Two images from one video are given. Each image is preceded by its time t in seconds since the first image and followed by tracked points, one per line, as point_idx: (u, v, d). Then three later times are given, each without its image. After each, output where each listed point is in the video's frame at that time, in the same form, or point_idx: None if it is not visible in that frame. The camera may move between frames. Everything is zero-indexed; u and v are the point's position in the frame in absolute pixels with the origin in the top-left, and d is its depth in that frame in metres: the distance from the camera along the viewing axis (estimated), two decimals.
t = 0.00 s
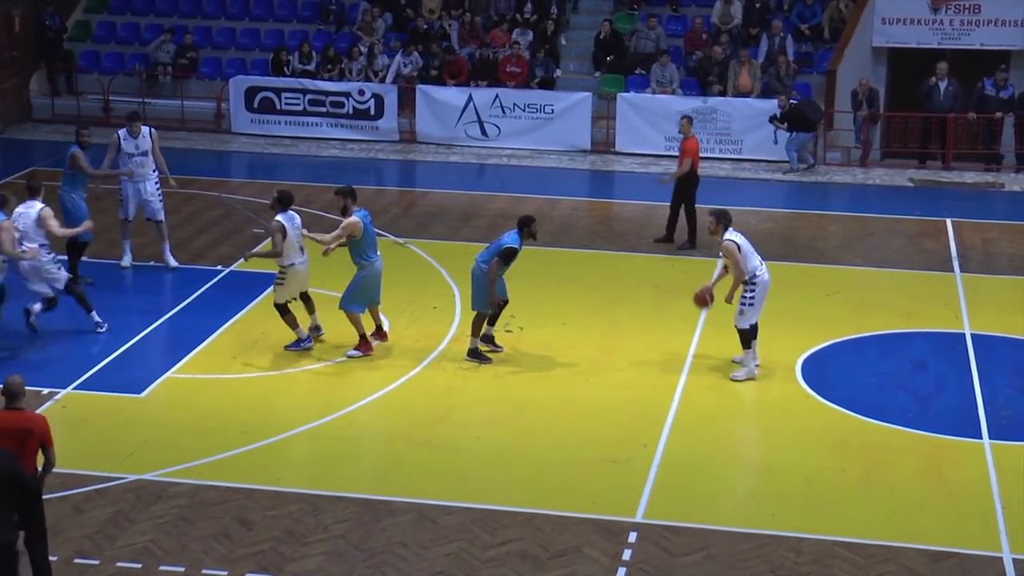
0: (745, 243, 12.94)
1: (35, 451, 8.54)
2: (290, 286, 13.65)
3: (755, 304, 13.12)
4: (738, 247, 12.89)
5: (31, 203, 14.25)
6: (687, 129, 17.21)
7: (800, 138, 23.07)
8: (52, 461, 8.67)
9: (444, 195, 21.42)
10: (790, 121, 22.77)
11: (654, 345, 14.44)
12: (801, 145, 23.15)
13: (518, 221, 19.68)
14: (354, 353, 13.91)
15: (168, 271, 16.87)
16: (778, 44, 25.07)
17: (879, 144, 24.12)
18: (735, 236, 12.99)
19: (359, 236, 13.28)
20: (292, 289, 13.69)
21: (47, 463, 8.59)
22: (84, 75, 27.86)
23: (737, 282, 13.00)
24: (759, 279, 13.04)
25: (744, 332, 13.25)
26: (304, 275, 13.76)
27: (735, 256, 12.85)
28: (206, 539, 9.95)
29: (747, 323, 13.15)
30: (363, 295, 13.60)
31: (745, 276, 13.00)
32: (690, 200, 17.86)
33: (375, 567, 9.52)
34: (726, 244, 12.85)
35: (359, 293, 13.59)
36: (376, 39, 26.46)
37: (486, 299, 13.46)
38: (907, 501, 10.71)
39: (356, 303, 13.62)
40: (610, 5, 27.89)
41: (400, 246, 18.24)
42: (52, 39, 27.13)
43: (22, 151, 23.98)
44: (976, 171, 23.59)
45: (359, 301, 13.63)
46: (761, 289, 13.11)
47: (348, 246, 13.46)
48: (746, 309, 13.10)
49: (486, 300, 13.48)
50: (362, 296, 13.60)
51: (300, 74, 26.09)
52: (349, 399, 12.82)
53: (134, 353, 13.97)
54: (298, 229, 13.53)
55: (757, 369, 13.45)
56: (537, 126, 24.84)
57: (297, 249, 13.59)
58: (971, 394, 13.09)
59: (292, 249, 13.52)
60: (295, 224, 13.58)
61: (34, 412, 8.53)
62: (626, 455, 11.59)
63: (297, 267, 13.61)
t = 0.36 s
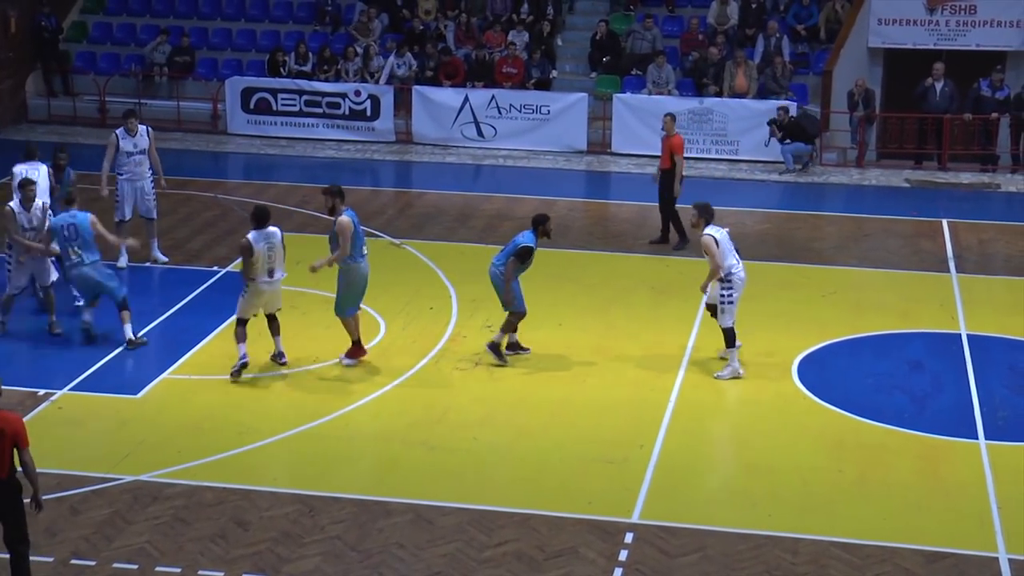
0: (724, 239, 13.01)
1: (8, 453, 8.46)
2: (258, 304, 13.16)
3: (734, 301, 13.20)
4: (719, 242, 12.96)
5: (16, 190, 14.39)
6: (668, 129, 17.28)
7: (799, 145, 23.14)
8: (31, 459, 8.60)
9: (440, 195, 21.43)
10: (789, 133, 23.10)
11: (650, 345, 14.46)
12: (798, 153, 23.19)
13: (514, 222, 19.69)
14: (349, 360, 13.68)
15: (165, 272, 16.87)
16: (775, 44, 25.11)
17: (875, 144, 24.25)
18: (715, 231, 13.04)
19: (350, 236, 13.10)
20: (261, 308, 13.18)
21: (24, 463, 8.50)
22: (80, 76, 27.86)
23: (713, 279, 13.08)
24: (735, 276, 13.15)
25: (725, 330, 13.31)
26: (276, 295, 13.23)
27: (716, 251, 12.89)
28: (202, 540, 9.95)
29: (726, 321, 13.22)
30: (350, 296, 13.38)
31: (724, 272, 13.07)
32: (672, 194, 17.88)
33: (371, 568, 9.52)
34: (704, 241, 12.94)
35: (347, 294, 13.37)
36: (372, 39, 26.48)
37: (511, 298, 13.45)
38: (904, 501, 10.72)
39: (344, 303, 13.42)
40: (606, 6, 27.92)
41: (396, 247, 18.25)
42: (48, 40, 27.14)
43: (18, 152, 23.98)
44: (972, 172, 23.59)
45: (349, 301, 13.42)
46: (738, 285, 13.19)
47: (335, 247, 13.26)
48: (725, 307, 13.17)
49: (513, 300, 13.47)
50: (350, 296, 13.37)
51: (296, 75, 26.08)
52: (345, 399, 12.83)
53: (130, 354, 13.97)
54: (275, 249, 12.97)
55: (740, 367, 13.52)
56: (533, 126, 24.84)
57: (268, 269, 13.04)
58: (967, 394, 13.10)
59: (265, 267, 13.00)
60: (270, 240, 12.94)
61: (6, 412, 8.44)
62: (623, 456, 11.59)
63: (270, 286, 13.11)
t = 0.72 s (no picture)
0: (703, 233, 13.39)
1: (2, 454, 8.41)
2: (226, 314, 12.39)
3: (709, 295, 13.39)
4: (694, 235, 13.36)
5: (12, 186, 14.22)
6: (663, 129, 17.28)
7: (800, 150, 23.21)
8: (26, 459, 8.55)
9: (438, 196, 21.43)
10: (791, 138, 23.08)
11: (648, 345, 14.45)
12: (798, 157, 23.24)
13: (512, 222, 19.69)
14: (346, 399, 12.66)
15: (163, 272, 16.86)
16: (773, 44, 25.04)
17: (873, 144, 24.21)
18: (696, 224, 13.47)
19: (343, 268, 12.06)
20: (226, 317, 12.39)
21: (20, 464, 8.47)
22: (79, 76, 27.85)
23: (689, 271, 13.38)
24: (714, 270, 13.32)
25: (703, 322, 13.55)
26: (246, 308, 12.38)
27: (689, 242, 13.30)
28: (200, 540, 9.95)
29: (701, 312, 13.45)
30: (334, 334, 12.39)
31: (700, 264, 13.34)
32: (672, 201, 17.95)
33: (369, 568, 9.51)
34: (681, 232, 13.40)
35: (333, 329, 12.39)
36: (370, 40, 26.50)
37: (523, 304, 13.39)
38: (902, 501, 10.72)
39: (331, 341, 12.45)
40: (604, 6, 27.92)
41: (394, 247, 18.25)
42: (46, 40, 27.13)
43: (17, 152, 23.97)
44: (970, 172, 23.60)
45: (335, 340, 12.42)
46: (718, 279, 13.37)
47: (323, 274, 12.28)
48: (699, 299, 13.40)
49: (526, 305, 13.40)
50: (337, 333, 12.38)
51: (294, 75, 26.09)
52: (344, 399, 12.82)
53: (128, 354, 13.97)
54: (241, 254, 12.25)
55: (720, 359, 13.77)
56: (531, 127, 24.84)
57: (233, 276, 12.28)
58: (965, 394, 13.11)
59: (230, 273, 12.27)
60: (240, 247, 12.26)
61: None
62: (621, 456, 11.59)
63: (234, 294, 12.31)
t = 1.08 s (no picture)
0: (689, 232, 13.47)
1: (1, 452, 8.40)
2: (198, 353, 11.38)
3: (695, 292, 13.52)
4: (682, 233, 13.41)
5: None
6: (663, 128, 17.26)
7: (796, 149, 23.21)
8: (25, 458, 8.54)
9: (431, 195, 21.43)
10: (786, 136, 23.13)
11: (641, 344, 14.47)
12: (794, 156, 23.25)
13: (505, 222, 19.69)
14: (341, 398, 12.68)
15: (156, 271, 16.84)
16: (766, 43, 25.04)
17: (865, 143, 24.07)
18: (682, 224, 13.53)
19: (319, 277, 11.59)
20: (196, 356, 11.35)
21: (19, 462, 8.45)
22: (72, 75, 27.81)
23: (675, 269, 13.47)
24: (701, 269, 13.47)
25: (682, 318, 13.68)
26: (218, 347, 11.33)
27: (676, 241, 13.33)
28: (194, 540, 9.94)
29: (684, 310, 13.59)
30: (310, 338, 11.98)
31: (687, 263, 13.47)
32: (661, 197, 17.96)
33: (364, 567, 9.51)
34: (667, 230, 13.45)
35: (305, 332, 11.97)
36: (363, 39, 26.50)
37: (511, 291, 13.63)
38: (895, 500, 10.73)
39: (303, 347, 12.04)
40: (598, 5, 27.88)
41: (387, 246, 18.24)
42: (39, 39, 27.10)
43: (9, 151, 23.94)
44: (963, 171, 23.62)
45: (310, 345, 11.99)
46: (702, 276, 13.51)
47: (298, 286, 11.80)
48: (684, 296, 13.53)
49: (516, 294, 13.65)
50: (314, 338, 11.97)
51: (288, 73, 26.06)
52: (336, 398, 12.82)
53: (121, 354, 13.95)
54: (215, 287, 11.29)
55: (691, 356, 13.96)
56: (525, 126, 24.85)
57: (205, 308, 11.34)
58: (958, 393, 13.13)
59: (204, 306, 11.34)
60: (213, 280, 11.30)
61: None
62: (614, 455, 11.59)
63: (204, 329, 11.30)
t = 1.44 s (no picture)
0: (683, 221, 13.63)
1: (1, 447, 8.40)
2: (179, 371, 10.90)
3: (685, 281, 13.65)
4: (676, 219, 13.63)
5: None
6: (667, 123, 17.26)
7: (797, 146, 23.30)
8: (25, 453, 8.54)
9: (429, 190, 21.42)
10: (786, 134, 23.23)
11: (638, 340, 14.46)
12: (792, 152, 23.28)
13: (502, 218, 19.68)
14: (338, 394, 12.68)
15: (154, 267, 16.84)
16: (764, 39, 25.15)
17: (863, 139, 24.16)
18: (680, 213, 13.71)
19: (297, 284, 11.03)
20: (178, 378, 10.83)
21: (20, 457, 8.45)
22: (69, 72, 27.76)
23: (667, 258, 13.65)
24: (691, 259, 13.59)
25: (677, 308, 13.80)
26: (197, 368, 10.82)
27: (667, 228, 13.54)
28: (192, 535, 9.93)
29: (677, 299, 13.73)
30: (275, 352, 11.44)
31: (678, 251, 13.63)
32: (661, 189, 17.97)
33: (362, 563, 9.51)
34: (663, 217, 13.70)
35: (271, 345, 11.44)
36: (361, 35, 26.50)
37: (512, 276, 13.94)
38: (893, 496, 10.73)
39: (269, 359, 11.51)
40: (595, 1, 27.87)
41: (385, 242, 18.23)
42: (37, 35, 27.08)
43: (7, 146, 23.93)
44: (961, 167, 23.61)
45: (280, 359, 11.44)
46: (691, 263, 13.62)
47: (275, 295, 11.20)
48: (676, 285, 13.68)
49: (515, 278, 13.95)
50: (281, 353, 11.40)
51: (285, 69, 26.01)
52: (333, 394, 12.82)
53: (118, 350, 13.94)
54: (192, 311, 10.64)
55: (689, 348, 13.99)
56: (523, 122, 24.85)
57: (184, 330, 10.74)
58: (955, 389, 13.13)
59: (181, 328, 10.74)
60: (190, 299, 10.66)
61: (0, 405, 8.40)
62: (611, 451, 11.59)
63: (185, 352, 10.74)
